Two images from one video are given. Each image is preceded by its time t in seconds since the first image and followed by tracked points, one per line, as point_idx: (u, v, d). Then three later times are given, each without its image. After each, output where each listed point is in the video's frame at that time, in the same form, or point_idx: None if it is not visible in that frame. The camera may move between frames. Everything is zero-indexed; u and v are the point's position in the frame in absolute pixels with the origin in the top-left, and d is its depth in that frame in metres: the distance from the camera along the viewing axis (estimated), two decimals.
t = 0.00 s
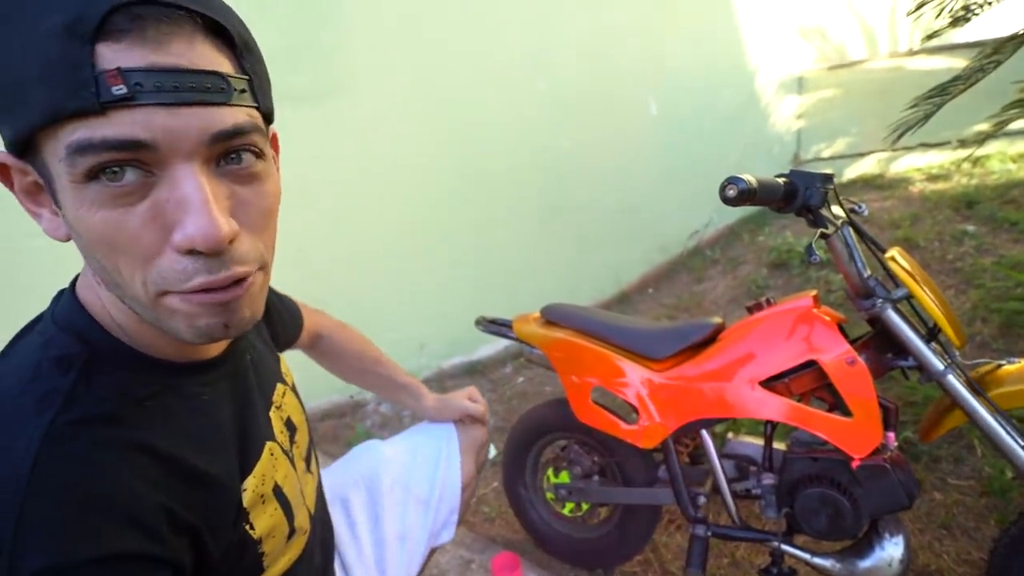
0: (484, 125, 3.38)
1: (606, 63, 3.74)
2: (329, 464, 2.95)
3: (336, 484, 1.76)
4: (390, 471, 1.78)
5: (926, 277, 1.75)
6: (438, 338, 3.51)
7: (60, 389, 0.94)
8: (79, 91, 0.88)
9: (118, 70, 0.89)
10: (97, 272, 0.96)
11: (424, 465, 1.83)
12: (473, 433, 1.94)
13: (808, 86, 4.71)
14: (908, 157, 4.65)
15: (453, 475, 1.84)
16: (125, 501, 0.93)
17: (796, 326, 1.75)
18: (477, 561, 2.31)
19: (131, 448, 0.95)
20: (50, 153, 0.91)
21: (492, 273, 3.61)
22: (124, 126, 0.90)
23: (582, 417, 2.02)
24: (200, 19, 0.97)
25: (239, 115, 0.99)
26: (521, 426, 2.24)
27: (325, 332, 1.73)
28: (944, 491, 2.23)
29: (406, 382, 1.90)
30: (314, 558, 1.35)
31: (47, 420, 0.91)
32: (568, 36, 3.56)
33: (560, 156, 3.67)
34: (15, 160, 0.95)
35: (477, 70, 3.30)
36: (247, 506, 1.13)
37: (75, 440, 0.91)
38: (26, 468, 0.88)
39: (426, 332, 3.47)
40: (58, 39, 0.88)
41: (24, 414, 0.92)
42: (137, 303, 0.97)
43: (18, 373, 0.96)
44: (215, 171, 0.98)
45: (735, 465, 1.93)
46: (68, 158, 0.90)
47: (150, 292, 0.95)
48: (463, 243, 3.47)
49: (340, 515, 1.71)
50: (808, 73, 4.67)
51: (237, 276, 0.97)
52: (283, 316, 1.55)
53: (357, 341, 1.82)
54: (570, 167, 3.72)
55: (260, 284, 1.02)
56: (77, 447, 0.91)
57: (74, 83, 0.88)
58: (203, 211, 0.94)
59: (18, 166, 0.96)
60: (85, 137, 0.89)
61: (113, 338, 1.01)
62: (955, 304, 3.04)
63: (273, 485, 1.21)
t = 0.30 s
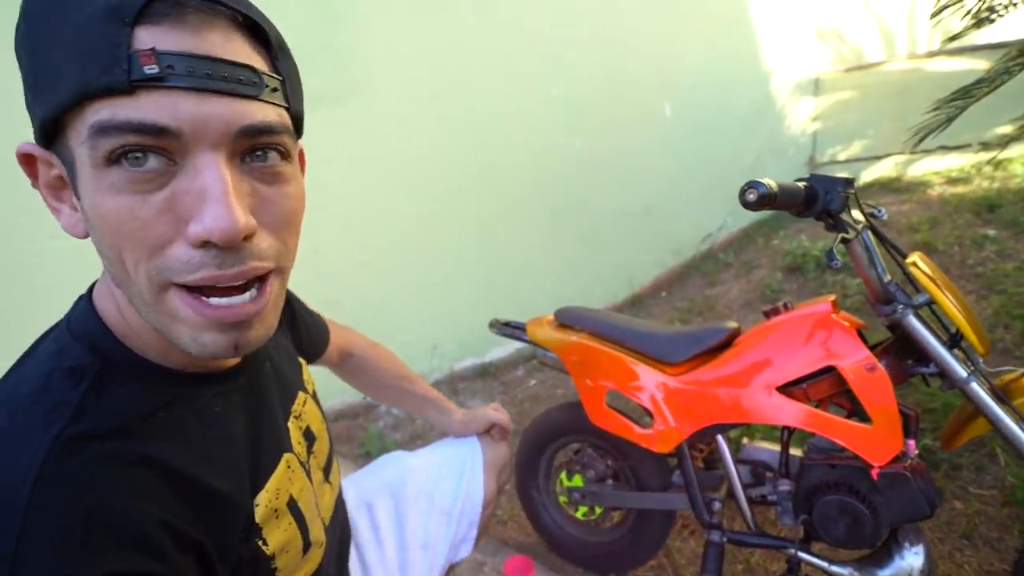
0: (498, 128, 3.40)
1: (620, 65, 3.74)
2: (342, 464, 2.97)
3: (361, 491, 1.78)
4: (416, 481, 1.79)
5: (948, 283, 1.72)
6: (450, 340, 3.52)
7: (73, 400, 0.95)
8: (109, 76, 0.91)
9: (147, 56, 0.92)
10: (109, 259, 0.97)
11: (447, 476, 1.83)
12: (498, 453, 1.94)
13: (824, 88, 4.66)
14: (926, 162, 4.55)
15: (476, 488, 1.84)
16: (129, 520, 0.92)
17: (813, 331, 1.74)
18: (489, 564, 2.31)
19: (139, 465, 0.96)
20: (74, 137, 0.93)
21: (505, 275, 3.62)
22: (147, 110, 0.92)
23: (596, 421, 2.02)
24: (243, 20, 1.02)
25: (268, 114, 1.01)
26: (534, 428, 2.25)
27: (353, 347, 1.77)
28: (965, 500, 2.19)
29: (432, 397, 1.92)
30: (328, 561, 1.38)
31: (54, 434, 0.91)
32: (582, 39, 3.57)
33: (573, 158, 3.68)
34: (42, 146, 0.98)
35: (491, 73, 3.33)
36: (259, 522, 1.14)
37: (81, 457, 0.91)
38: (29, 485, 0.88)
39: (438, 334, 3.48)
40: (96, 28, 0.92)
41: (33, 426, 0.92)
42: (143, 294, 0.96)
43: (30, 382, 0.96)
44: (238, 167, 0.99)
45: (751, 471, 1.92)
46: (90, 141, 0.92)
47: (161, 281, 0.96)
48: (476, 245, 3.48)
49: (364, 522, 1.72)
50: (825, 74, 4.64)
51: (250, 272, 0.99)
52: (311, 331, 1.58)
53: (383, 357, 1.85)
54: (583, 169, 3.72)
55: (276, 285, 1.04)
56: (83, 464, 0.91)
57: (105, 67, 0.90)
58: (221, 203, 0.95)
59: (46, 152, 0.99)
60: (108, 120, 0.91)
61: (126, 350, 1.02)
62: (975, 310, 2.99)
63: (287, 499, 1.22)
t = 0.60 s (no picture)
0: (508, 130, 3.42)
1: (631, 68, 3.75)
2: (351, 462, 3.00)
3: (372, 491, 1.80)
4: (427, 483, 1.78)
5: (964, 287, 1.72)
6: (459, 340, 3.54)
7: (100, 398, 0.97)
8: (273, 105, 0.96)
9: (307, 90, 0.98)
10: (264, 271, 1.04)
11: (459, 479, 1.80)
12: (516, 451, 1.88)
13: (836, 90, 4.64)
14: (940, 164, 4.53)
15: (489, 493, 1.80)
16: (166, 506, 0.95)
17: (826, 335, 1.73)
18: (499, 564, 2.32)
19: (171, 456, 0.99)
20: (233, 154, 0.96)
21: (514, 276, 3.62)
22: (321, 137, 1.00)
23: (607, 423, 2.02)
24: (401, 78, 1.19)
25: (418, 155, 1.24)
26: (545, 429, 2.25)
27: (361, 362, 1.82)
28: (980, 507, 2.17)
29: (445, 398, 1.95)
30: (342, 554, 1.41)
31: (88, 425, 0.94)
32: (592, 42, 3.59)
33: (583, 160, 3.68)
34: (167, 152, 0.96)
35: (502, 75, 3.35)
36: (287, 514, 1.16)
37: (117, 447, 0.94)
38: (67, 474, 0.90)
39: (448, 335, 3.50)
40: (250, 55, 0.95)
41: (61, 422, 0.94)
42: (302, 303, 1.07)
43: (55, 381, 0.98)
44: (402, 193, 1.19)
45: (763, 475, 1.91)
46: (257, 160, 0.98)
47: (321, 292, 1.07)
48: (486, 247, 3.50)
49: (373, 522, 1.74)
50: (836, 75, 4.61)
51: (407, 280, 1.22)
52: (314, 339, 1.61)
53: (391, 369, 1.90)
54: (592, 171, 3.73)
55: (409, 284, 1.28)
56: (119, 454, 0.94)
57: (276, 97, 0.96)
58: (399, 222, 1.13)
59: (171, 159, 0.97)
60: (283, 144, 0.98)
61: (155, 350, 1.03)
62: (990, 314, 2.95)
63: (308, 490, 1.24)
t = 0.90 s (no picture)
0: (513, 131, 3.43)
1: (635, 69, 3.75)
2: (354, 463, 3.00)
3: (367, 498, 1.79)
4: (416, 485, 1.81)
5: (971, 291, 1.71)
6: (463, 341, 3.54)
7: (168, 343, 1.08)
8: (368, 146, 1.16)
9: (393, 142, 1.20)
10: (323, 266, 1.19)
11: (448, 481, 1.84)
12: (507, 450, 1.96)
13: (841, 92, 4.63)
14: (946, 165, 4.51)
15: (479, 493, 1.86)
16: (228, 434, 1.05)
17: (832, 337, 1.73)
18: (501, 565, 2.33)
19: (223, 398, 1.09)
20: (329, 171, 1.12)
21: (517, 277, 3.62)
22: (390, 168, 1.20)
23: (611, 425, 2.01)
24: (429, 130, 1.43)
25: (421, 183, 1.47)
26: (548, 430, 2.25)
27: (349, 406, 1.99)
28: (986, 512, 2.16)
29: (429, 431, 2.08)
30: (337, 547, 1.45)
31: (158, 367, 1.04)
32: (597, 43, 3.59)
33: (587, 161, 3.68)
34: (283, 163, 1.10)
35: (507, 76, 3.36)
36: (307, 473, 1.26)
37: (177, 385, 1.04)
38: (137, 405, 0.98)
39: (452, 335, 3.50)
40: (361, 109, 1.15)
41: (127, 368, 1.03)
42: (343, 295, 1.24)
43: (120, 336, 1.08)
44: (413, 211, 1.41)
45: (766, 478, 1.91)
46: (347, 182, 1.16)
47: (360, 288, 1.26)
48: (489, 248, 3.50)
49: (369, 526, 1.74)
50: (841, 78, 4.60)
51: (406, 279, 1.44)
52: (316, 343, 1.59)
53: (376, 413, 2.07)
54: (596, 172, 3.73)
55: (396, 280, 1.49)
56: (184, 390, 1.04)
57: (373, 142, 1.17)
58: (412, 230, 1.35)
59: (282, 169, 1.11)
60: (364, 171, 1.16)
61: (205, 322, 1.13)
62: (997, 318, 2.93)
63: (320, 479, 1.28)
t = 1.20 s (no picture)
0: (516, 132, 3.43)
1: (638, 70, 3.74)
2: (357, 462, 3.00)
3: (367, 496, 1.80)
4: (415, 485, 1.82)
5: (977, 293, 1.70)
6: (466, 341, 3.54)
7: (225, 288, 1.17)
8: (369, 157, 1.18)
9: (395, 154, 1.22)
10: (333, 263, 1.21)
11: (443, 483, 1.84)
12: (502, 451, 1.94)
13: (845, 94, 4.63)
14: (951, 168, 4.49)
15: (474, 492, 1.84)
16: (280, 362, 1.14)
17: (836, 339, 1.72)
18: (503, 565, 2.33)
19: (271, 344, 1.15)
20: (332, 178, 1.14)
21: (521, 278, 3.62)
22: (391, 175, 1.21)
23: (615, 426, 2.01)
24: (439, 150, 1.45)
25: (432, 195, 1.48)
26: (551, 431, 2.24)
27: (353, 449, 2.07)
28: (991, 515, 2.15)
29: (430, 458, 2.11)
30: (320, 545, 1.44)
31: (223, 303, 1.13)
32: (601, 44, 3.59)
33: (591, 162, 3.68)
34: (294, 170, 1.13)
35: (510, 77, 3.36)
36: (327, 445, 1.33)
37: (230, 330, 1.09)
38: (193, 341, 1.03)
39: (455, 335, 3.50)
40: (366, 128, 1.18)
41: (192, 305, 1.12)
42: (353, 292, 1.26)
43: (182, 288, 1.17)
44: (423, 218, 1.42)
45: (770, 480, 1.90)
46: (350, 186, 1.18)
47: (367, 282, 1.26)
48: (492, 248, 3.50)
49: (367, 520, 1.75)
50: (845, 79, 4.60)
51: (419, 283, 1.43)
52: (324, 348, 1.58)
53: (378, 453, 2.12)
54: (599, 173, 3.72)
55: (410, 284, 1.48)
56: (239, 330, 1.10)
57: (372, 154, 1.18)
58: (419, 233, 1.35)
59: (295, 178, 1.14)
60: (365, 178, 1.18)
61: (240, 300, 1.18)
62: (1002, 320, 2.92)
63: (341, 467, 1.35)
